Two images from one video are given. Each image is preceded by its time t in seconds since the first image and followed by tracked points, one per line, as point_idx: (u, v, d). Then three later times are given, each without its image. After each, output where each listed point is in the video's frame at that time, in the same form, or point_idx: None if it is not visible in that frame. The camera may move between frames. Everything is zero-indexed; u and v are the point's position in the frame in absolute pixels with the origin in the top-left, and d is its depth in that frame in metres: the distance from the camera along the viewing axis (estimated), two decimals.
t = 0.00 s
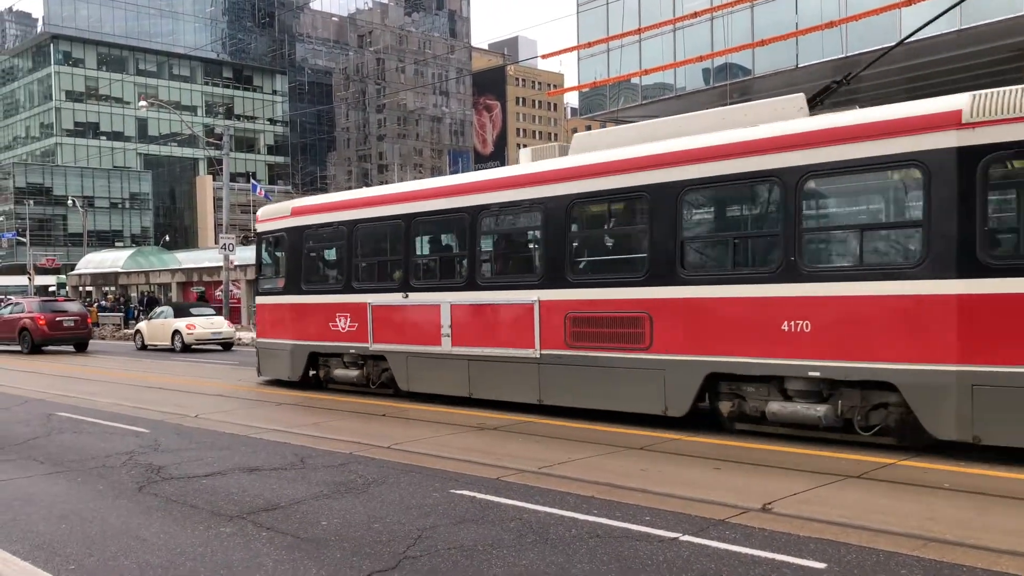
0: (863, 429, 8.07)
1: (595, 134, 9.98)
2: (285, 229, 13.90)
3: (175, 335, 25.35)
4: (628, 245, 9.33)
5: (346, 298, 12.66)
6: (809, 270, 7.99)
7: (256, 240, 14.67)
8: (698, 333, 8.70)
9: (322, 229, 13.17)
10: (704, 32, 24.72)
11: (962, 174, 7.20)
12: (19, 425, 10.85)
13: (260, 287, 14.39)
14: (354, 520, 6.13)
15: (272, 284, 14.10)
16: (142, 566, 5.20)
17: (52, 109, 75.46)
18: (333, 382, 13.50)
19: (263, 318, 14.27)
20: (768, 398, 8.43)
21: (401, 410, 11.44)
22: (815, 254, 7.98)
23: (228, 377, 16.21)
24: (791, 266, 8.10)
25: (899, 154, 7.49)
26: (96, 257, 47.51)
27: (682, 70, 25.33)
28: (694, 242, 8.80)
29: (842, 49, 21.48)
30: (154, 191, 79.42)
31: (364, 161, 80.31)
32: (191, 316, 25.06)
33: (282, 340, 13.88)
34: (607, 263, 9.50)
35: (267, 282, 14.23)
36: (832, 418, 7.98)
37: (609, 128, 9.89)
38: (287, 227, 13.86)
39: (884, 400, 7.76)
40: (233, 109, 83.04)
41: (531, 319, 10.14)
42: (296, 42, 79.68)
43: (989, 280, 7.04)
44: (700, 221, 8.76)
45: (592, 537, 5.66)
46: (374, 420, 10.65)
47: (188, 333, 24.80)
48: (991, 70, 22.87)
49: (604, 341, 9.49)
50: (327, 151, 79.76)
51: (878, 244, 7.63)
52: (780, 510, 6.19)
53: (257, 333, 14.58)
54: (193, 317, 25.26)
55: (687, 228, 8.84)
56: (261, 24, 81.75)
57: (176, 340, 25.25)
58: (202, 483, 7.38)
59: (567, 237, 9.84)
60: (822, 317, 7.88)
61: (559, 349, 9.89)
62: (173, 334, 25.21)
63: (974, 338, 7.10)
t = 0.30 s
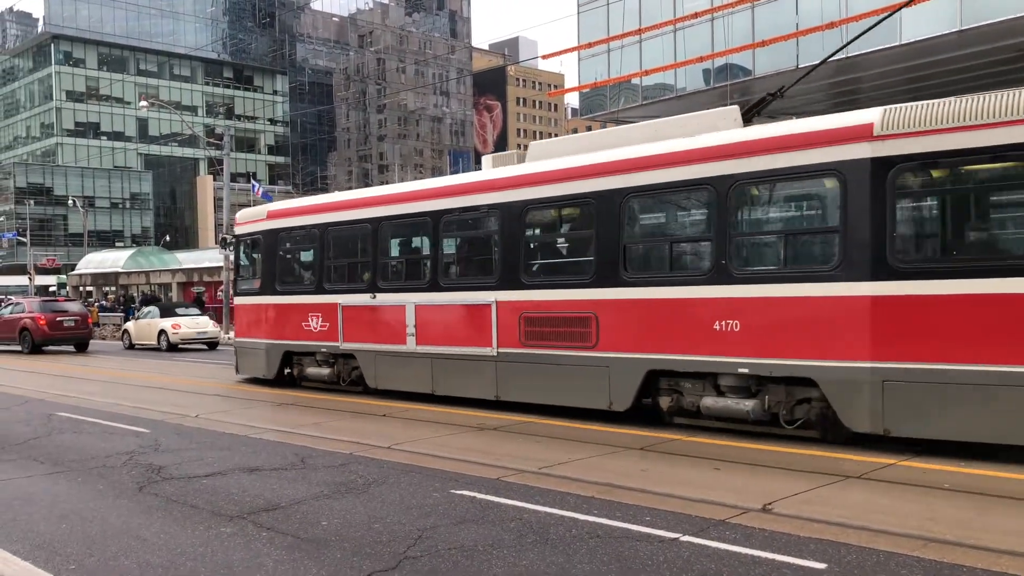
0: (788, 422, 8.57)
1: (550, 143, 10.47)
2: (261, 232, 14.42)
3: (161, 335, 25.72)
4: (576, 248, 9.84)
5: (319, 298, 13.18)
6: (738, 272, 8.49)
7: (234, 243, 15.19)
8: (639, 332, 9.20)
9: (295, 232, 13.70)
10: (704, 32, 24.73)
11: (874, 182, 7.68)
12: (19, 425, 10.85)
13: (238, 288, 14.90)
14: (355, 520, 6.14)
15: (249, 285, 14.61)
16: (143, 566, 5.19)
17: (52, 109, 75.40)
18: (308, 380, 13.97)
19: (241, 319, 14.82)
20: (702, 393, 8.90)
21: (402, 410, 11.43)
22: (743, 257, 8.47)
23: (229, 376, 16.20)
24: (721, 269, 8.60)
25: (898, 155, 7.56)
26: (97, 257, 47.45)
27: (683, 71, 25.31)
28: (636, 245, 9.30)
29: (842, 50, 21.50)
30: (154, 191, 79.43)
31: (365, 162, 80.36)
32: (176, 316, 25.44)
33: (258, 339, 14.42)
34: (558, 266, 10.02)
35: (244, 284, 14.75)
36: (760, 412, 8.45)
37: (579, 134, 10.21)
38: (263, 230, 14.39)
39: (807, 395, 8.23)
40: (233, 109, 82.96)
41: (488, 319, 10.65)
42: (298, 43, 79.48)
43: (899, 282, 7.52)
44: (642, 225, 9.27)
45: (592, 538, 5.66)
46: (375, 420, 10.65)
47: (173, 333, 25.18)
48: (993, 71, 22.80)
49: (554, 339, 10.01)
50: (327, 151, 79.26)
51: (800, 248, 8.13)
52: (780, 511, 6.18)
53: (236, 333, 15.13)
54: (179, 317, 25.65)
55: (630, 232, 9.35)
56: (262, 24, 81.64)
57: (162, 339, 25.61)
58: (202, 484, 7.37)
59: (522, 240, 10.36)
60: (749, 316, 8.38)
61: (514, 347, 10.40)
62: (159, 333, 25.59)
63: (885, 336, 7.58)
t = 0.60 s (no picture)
0: (727, 420, 9.04)
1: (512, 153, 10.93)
2: (242, 237, 14.94)
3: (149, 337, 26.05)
4: (533, 254, 10.28)
5: (295, 301, 13.66)
6: (679, 276, 8.94)
7: (217, 249, 15.74)
8: (591, 333, 9.65)
9: (273, 237, 14.22)
10: (704, 35, 24.73)
11: (802, 191, 8.11)
12: (20, 427, 10.87)
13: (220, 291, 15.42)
14: (355, 523, 6.14)
15: (230, 288, 15.13)
16: (142, 569, 5.20)
17: (53, 112, 75.76)
18: (286, 381, 14.46)
19: (223, 321, 15.36)
20: (649, 392, 9.38)
21: (405, 413, 11.44)
22: (685, 262, 8.91)
23: (228, 379, 16.20)
24: (665, 274, 9.04)
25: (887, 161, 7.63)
26: (97, 259, 47.43)
27: (683, 73, 25.31)
28: (588, 251, 9.75)
29: (841, 52, 21.51)
30: (155, 194, 79.78)
31: (365, 164, 80.47)
32: (164, 318, 25.77)
33: (240, 340, 14.95)
34: (517, 270, 10.48)
35: (226, 287, 15.26)
36: (701, 409, 8.92)
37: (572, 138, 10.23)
38: (243, 235, 14.91)
39: (743, 393, 8.68)
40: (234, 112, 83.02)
41: (452, 321, 11.10)
42: (298, 45, 80.25)
43: (826, 287, 7.97)
44: (592, 232, 9.73)
45: (591, 541, 5.67)
46: (377, 423, 10.65)
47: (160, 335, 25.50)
48: (994, 73, 22.75)
49: (513, 340, 10.46)
50: (327, 153, 78.71)
51: (736, 253, 8.57)
52: (781, 514, 6.18)
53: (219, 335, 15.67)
54: (167, 320, 26.00)
55: (582, 239, 9.81)
56: (262, 27, 81.55)
57: (150, 341, 25.92)
58: (202, 487, 7.38)
59: (484, 246, 10.79)
60: (690, 318, 8.82)
61: (476, 348, 10.85)
62: (146, 334, 25.88)
63: (813, 337, 8.02)
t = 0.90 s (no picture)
0: (678, 420, 9.40)
1: (480, 163, 11.39)
2: (224, 244, 15.38)
3: (139, 341, 26.20)
4: (499, 260, 10.74)
5: (275, 306, 14.10)
6: (633, 282, 9.38)
7: (201, 255, 16.20)
8: (552, 337, 10.08)
9: (255, 244, 14.68)
10: (705, 40, 24.75)
11: (745, 201, 8.53)
12: (20, 432, 10.86)
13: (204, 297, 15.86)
14: (356, 527, 6.13)
15: (214, 293, 15.56)
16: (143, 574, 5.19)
17: (55, 117, 75.88)
18: (266, 384, 14.88)
19: (208, 326, 15.82)
20: (606, 394, 9.81)
21: (404, 418, 11.46)
22: (638, 269, 9.33)
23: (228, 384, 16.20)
24: (619, 280, 9.48)
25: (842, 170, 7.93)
26: (97, 264, 47.27)
27: (683, 78, 25.33)
28: (550, 258, 10.20)
29: (840, 57, 21.51)
30: (156, 199, 80.11)
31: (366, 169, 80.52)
32: (154, 323, 25.91)
33: (223, 345, 15.40)
34: (484, 276, 10.92)
35: (209, 293, 15.68)
36: (653, 410, 9.33)
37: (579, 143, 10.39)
38: (226, 242, 15.36)
39: (692, 394, 9.08)
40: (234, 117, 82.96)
41: (424, 325, 11.56)
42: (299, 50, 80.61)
43: (765, 293, 8.39)
44: (553, 240, 10.20)
45: (592, 545, 5.66)
46: (377, 427, 10.66)
47: (150, 339, 25.66)
48: (996, 78, 22.71)
49: (479, 344, 10.89)
50: (328, 158, 80.31)
51: (684, 261, 9.01)
52: (782, 519, 6.17)
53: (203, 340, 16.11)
54: (156, 324, 26.16)
55: (545, 245, 10.26)
56: (263, 31, 81.48)
57: (140, 345, 26.09)
58: (202, 492, 7.37)
59: (455, 252, 11.26)
60: (642, 322, 9.25)
61: (446, 352, 11.29)
62: (136, 339, 26.01)
63: (756, 341, 8.43)
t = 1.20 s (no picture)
0: (638, 421, 9.84)
1: (454, 173, 11.89)
2: (211, 250, 15.85)
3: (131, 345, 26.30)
4: (470, 267, 11.17)
5: (258, 311, 14.55)
6: (595, 287, 9.82)
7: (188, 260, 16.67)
8: (521, 340, 10.50)
9: (240, 251, 15.15)
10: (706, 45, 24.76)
11: (700, 211, 8.93)
12: (20, 436, 10.85)
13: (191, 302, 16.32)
14: (356, 532, 6.13)
15: (200, 298, 16.01)
16: None
17: (56, 121, 75.98)
18: (251, 388, 15.35)
19: (195, 330, 16.27)
20: (571, 396, 10.25)
21: (403, 422, 11.48)
22: (600, 276, 9.78)
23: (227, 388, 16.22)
24: (583, 286, 9.91)
25: (794, 182, 8.28)
26: (98, 268, 47.36)
27: (684, 84, 25.37)
28: (518, 266, 10.64)
29: (842, 62, 21.55)
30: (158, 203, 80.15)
31: (367, 174, 80.54)
32: (145, 327, 26.02)
33: (209, 349, 15.84)
34: (457, 282, 11.34)
35: (196, 298, 16.14)
36: (615, 411, 9.75)
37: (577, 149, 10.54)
38: (213, 248, 15.83)
39: (651, 396, 9.49)
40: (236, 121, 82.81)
41: (400, 329, 12.01)
42: (300, 55, 80.06)
43: (715, 298, 8.77)
44: (520, 248, 10.65)
45: (593, 551, 5.66)
46: (377, 432, 10.68)
47: (142, 343, 25.77)
48: (997, 84, 22.75)
49: (452, 348, 11.33)
50: (330, 163, 79.89)
51: (645, 268, 9.42)
52: (782, 525, 6.17)
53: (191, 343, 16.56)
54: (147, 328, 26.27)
55: (512, 253, 10.71)
56: (264, 36, 81.61)
57: (132, 349, 26.19)
58: (203, 496, 7.37)
59: (429, 259, 11.73)
60: (605, 328, 9.66)
61: (421, 355, 11.74)
62: (127, 342, 26.19)
63: (708, 346, 8.81)
